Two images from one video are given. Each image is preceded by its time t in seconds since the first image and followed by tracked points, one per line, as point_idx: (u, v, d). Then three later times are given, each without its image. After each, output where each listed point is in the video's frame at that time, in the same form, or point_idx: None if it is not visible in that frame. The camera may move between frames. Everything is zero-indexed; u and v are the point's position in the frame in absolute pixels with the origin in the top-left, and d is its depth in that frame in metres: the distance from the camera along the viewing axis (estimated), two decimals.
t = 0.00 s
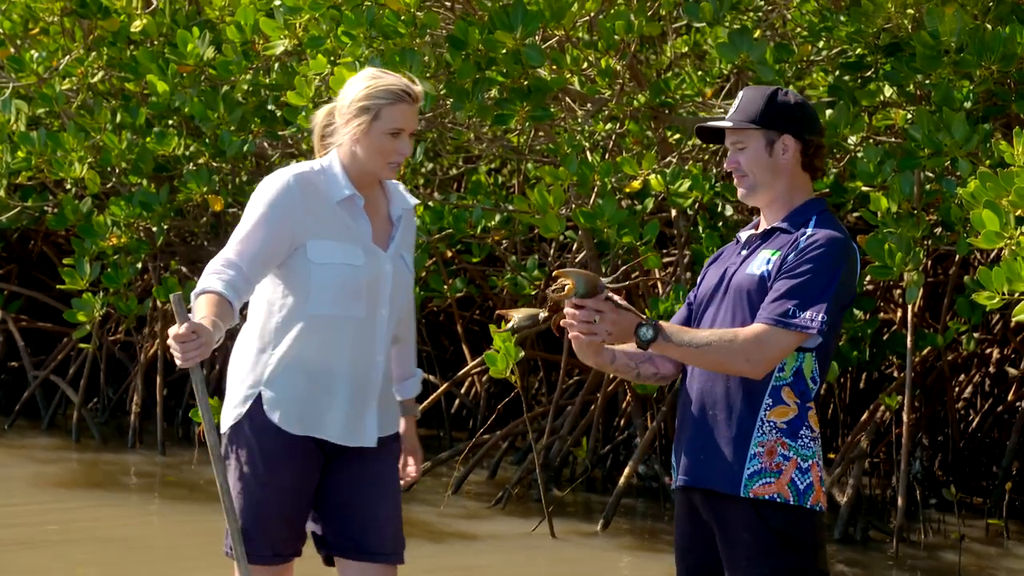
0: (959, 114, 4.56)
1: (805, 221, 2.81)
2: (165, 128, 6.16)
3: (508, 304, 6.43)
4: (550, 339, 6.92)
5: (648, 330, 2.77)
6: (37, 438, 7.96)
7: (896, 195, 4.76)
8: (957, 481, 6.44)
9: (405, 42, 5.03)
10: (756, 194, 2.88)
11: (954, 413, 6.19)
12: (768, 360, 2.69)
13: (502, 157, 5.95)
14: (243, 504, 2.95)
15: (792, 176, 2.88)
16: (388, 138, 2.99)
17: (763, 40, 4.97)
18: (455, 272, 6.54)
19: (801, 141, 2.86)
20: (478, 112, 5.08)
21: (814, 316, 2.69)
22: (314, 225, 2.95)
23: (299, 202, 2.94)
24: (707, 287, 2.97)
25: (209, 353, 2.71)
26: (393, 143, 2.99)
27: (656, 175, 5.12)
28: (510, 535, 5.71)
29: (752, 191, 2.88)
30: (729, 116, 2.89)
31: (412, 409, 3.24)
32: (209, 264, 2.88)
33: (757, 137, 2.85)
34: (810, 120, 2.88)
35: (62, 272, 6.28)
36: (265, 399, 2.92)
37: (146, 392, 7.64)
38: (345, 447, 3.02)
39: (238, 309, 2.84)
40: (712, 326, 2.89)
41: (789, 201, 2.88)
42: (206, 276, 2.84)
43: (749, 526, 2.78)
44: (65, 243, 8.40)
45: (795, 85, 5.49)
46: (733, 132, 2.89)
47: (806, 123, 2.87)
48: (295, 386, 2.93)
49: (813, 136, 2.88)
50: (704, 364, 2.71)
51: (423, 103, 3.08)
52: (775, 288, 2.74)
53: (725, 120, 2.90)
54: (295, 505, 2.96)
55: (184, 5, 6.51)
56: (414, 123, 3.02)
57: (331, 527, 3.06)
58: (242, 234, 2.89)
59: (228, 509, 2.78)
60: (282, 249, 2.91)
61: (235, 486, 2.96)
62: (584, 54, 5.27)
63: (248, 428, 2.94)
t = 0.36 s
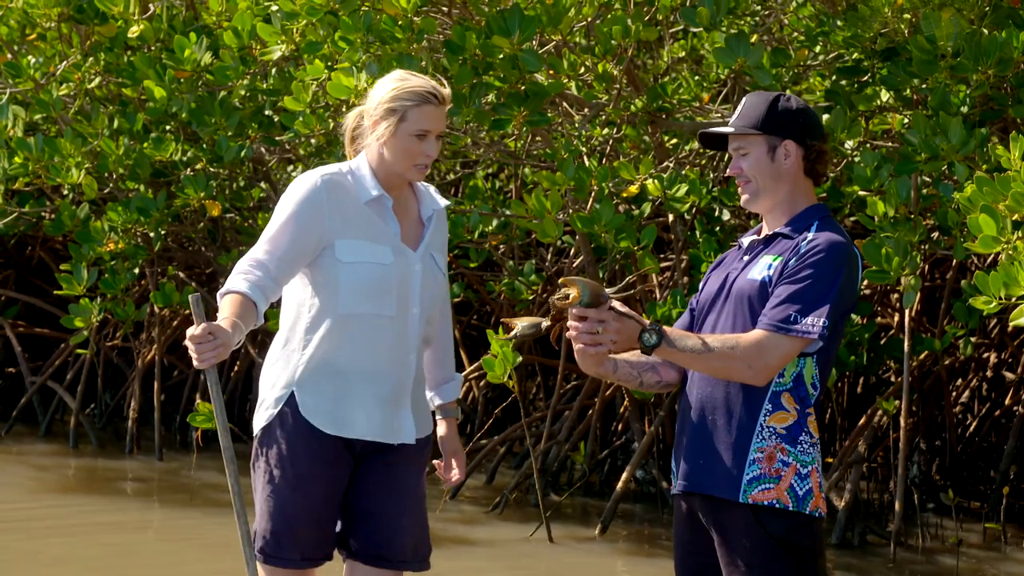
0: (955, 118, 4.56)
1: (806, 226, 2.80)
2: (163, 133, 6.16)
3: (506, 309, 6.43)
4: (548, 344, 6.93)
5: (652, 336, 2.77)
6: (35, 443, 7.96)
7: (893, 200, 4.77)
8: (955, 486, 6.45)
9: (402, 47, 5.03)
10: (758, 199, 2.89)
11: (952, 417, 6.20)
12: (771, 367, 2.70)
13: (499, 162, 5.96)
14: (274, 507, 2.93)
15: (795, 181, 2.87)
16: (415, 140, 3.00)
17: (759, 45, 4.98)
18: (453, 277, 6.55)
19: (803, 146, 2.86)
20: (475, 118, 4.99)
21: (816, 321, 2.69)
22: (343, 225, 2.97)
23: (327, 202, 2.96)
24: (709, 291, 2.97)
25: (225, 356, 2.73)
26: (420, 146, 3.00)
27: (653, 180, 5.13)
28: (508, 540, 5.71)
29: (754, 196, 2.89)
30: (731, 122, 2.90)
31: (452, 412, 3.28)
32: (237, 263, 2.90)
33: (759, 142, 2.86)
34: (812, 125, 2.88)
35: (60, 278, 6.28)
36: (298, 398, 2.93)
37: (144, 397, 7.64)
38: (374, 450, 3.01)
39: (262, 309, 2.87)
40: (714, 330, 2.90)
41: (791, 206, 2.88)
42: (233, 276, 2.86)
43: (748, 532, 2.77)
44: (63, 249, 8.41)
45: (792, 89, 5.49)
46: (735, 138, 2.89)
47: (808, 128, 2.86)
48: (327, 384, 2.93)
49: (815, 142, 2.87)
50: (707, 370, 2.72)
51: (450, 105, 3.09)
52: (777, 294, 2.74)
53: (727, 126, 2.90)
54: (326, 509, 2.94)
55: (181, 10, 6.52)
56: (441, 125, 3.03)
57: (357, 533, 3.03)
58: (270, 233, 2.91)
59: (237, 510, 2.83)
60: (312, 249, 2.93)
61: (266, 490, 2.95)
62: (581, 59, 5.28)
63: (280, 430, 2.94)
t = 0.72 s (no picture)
0: (955, 121, 4.56)
1: (806, 230, 2.80)
2: (163, 137, 6.16)
3: (506, 313, 6.43)
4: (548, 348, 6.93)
5: (656, 342, 2.76)
6: (36, 448, 7.96)
7: (893, 203, 4.77)
8: (956, 489, 6.45)
9: (401, 51, 5.04)
10: (758, 203, 2.89)
11: (952, 420, 6.20)
12: (774, 372, 2.70)
13: (499, 166, 5.96)
14: (288, 513, 2.94)
15: (794, 184, 2.88)
16: (416, 143, 3.00)
17: (759, 48, 4.97)
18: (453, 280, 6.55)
19: (803, 149, 2.86)
20: (475, 122, 5.06)
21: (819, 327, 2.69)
22: (348, 229, 2.98)
23: (331, 207, 2.97)
24: (709, 294, 2.97)
25: (230, 358, 2.77)
26: (421, 148, 3.00)
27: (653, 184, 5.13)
28: (508, 544, 5.71)
29: (754, 200, 2.89)
30: (729, 126, 2.90)
31: (464, 413, 3.27)
32: (244, 270, 2.92)
33: (758, 146, 2.86)
34: (810, 127, 2.88)
35: (60, 282, 6.28)
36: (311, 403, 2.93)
37: (144, 401, 7.65)
38: (389, 454, 3.00)
39: (269, 315, 2.89)
40: (716, 334, 2.90)
41: (790, 210, 2.89)
42: (239, 283, 2.88)
43: (747, 536, 2.77)
44: (63, 253, 8.41)
45: (792, 93, 5.49)
46: (735, 142, 2.90)
47: (806, 131, 2.87)
48: (337, 387, 2.93)
49: (812, 145, 2.88)
50: (711, 377, 2.72)
51: (452, 107, 3.09)
52: (779, 301, 2.74)
53: (726, 130, 2.91)
54: (339, 515, 2.95)
55: (181, 14, 6.52)
56: (442, 127, 3.02)
57: (368, 538, 3.03)
58: (275, 240, 2.92)
59: (241, 513, 2.89)
60: (317, 254, 2.94)
61: (280, 496, 2.96)
62: (581, 63, 5.28)
63: (292, 436, 2.95)
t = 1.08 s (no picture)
0: (954, 124, 4.57)
1: (804, 229, 2.80)
2: (162, 139, 6.16)
3: (506, 315, 6.44)
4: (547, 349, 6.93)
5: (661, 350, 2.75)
6: (35, 449, 7.95)
7: (892, 205, 4.77)
8: (955, 491, 6.46)
9: (401, 53, 5.04)
10: (757, 203, 2.89)
11: (951, 422, 6.20)
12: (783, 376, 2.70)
13: (499, 168, 5.96)
14: (293, 515, 2.94)
15: (793, 185, 2.88)
16: (416, 145, 3.00)
17: (758, 50, 4.98)
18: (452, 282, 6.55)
19: (803, 150, 2.87)
20: (474, 123, 5.04)
21: (823, 331, 2.70)
22: (349, 231, 2.98)
23: (332, 210, 2.97)
24: (704, 292, 2.97)
25: (233, 360, 2.77)
26: (421, 150, 3.00)
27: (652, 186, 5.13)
28: (508, 545, 5.71)
29: (753, 200, 2.89)
30: (729, 127, 2.90)
31: (464, 416, 3.29)
32: (246, 274, 2.93)
33: (759, 146, 2.86)
34: (810, 129, 2.89)
35: (59, 284, 6.28)
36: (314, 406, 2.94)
37: (143, 403, 7.65)
38: (395, 456, 3.01)
39: (271, 318, 2.89)
40: (711, 333, 2.89)
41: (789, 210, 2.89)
42: (241, 286, 2.89)
43: (742, 534, 2.78)
44: (63, 254, 8.41)
45: (791, 95, 5.49)
46: (736, 143, 2.90)
47: (806, 132, 2.88)
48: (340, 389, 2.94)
49: (812, 146, 2.89)
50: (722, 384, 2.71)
51: (453, 108, 3.09)
52: (782, 304, 2.73)
53: (727, 131, 2.91)
54: (343, 517, 2.95)
55: (180, 16, 6.53)
56: (442, 129, 3.02)
57: (371, 539, 3.03)
58: (276, 242, 2.92)
59: (245, 514, 2.89)
60: (319, 258, 2.94)
61: (283, 498, 2.96)
62: (581, 65, 5.28)
63: (296, 437, 2.96)
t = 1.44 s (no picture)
0: (958, 120, 4.58)
1: (805, 226, 2.80)
2: (166, 133, 6.17)
3: (509, 310, 6.44)
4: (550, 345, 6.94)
5: (722, 373, 2.62)
6: (38, 443, 7.96)
7: (895, 201, 4.76)
8: (958, 487, 6.46)
9: (405, 48, 5.03)
10: (756, 198, 2.89)
11: (954, 419, 6.20)
12: (834, 373, 2.67)
13: (502, 163, 5.97)
14: (296, 510, 2.94)
15: (791, 180, 2.89)
16: (422, 140, 3.00)
17: (761, 46, 4.97)
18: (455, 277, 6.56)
19: (801, 146, 2.88)
20: (478, 119, 5.03)
21: (858, 327, 2.67)
22: (356, 228, 2.98)
23: (340, 206, 2.97)
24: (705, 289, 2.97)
25: (248, 352, 2.77)
26: (427, 146, 3.00)
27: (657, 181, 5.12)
28: (510, 541, 5.72)
29: (751, 195, 2.89)
30: (727, 121, 2.89)
31: (466, 413, 3.30)
32: (254, 269, 2.92)
33: (758, 141, 2.86)
34: (807, 126, 2.90)
35: (63, 278, 6.29)
36: (319, 402, 2.94)
37: (146, 397, 7.66)
38: (399, 452, 3.01)
39: (280, 313, 2.89)
40: (717, 329, 2.88)
41: (787, 206, 2.89)
42: (250, 281, 2.89)
43: (745, 531, 2.77)
44: (66, 249, 8.42)
45: (796, 90, 5.49)
46: (734, 137, 2.89)
47: (804, 129, 2.88)
48: (346, 385, 2.94)
49: (808, 141, 2.90)
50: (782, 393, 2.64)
51: (458, 103, 3.09)
52: (811, 307, 2.69)
53: (724, 125, 2.90)
54: (346, 513, 2.95)
55: (184, 11, 6.53)
56: (448, 125, 3.02)
57: (374, 536, 3.03)
58: (284, 237, 2.92)
59: (254, 507, 2.89)
60: (326, 253, 2.94)
61: (287, 493, 2.96)
62: (585, 61, 5.28)
63: (300, 433, 2.96)
